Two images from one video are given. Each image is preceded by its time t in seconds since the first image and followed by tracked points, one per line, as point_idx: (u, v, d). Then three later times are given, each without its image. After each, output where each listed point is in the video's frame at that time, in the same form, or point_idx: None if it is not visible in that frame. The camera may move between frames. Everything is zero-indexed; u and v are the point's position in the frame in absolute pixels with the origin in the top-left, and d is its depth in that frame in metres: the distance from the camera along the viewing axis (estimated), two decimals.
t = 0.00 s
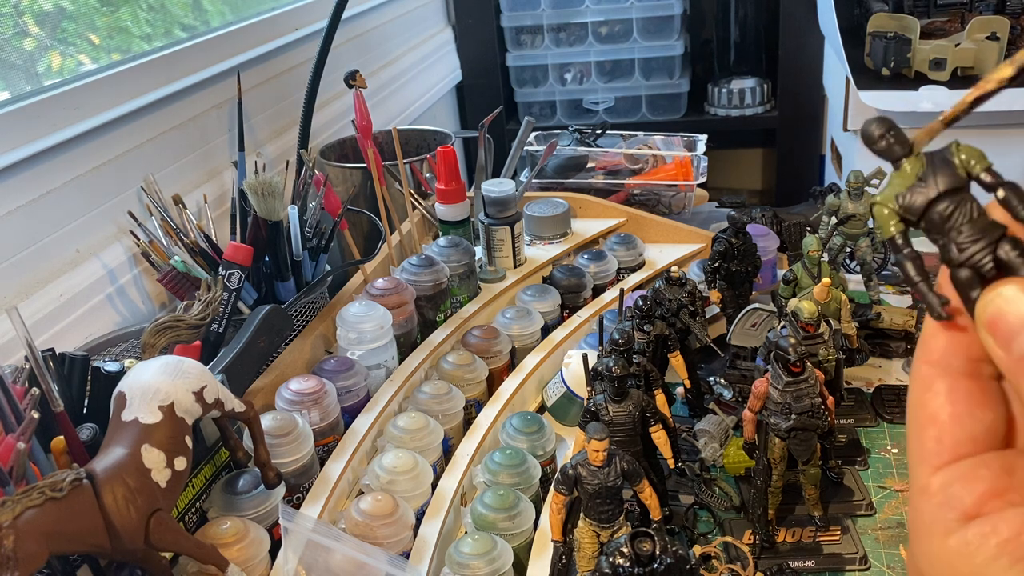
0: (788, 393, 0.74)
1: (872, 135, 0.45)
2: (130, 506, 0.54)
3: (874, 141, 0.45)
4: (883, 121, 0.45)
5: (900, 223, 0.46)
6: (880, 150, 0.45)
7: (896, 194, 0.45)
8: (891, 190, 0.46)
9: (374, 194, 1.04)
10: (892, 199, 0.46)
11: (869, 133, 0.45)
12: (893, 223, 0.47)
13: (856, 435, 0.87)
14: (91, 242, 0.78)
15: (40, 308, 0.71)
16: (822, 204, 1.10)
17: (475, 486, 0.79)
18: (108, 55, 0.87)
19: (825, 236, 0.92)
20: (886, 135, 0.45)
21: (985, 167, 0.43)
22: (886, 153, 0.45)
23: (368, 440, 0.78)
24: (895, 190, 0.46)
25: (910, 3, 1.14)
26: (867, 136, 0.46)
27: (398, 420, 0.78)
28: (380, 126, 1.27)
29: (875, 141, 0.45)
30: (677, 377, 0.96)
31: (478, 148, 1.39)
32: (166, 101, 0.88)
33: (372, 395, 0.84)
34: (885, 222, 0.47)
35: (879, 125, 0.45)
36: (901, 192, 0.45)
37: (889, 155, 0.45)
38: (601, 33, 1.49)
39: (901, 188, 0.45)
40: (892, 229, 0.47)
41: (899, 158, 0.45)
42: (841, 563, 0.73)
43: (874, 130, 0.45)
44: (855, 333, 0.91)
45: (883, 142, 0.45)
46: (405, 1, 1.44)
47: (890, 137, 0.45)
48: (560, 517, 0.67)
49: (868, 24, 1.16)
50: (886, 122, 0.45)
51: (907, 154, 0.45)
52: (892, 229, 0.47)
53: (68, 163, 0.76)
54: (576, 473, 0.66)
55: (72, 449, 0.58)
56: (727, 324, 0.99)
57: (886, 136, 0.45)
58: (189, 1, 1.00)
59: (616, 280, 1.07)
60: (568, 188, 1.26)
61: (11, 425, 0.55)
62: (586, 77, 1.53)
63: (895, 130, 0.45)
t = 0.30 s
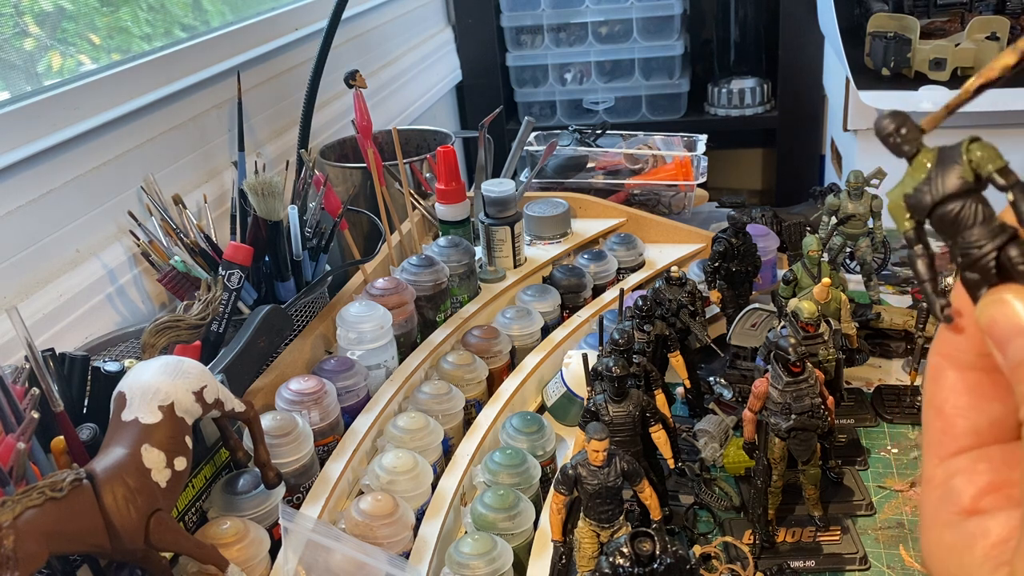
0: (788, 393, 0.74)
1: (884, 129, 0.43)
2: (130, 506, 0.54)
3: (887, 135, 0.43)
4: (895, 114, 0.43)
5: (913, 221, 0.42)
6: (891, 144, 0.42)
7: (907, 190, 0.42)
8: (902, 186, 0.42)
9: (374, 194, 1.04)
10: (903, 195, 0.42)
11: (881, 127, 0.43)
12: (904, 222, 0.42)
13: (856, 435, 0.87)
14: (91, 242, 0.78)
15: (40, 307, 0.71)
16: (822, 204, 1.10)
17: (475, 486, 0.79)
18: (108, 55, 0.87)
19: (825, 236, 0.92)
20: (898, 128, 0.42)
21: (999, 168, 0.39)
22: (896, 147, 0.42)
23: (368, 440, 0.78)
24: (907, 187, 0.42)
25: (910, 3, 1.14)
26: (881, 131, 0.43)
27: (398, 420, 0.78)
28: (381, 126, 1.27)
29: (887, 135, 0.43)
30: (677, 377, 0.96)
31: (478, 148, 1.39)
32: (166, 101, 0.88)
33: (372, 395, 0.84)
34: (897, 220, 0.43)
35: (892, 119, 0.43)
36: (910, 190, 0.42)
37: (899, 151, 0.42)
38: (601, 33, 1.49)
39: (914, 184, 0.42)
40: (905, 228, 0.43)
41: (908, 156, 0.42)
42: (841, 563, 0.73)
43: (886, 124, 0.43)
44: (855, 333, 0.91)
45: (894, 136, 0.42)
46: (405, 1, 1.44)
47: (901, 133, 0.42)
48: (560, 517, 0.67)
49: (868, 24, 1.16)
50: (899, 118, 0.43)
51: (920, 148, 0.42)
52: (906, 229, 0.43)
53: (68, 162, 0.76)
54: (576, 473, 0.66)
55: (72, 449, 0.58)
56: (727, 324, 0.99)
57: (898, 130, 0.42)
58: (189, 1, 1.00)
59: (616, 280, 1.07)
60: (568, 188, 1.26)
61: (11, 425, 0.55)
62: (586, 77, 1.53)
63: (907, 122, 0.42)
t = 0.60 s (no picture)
0: (788, 393, 0.74)
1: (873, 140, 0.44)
2: (130, 506, 0.54)
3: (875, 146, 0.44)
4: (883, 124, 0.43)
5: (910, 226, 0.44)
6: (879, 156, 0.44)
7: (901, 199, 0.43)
8: (898, 192, 0.44)
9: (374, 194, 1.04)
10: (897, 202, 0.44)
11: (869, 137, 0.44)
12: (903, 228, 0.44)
13: (856, 435, 0.87)
14: (91, 242, 0.78)
15: (40, 307, 0.71)
16: (821, 203, 1.10)
17: (475, 486, 0.79)
18: (108, 55, 0.87)
19: (825, 236, 0.92)
20: (884, 140, 0.43)
21: (983, 179, 0.40)
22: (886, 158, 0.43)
23: (368, 440, 0.78)
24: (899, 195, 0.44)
25: (910, 3, 1.14)
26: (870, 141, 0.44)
27: (398, 420, 0.78)
28: (380, 126, 1.27)
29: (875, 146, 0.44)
30: (677, 377, 0.96)
31: (477, 148, 1.39)
32: (166, 101, 0.88)
33: (372, 395, 0.84)
34: (897, 225, 0.45)
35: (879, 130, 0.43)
36: (902, 199, 0.43)
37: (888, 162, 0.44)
38: (601, 33, 1.49)
39: (908, 190, 0.43)
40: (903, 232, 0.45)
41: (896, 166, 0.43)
42: (841, 563, 0.73)
43: (873, 134, 0.44)
44: (855, 333, 0.91)
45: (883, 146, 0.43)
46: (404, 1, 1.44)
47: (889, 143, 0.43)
48: (560, 517, 0.67)
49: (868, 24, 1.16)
50: (887, 126, 0.43)
51: (907, 157, 0.43)
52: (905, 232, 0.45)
53: (68, 162, 0.76)
54: (576, 473, 0.66)
55: (72, 449, 0.58)
56: (727, 324, 0.99)
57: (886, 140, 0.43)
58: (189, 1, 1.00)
59: (616, 280, 1.07)
60: (568, 188, 1.26)
61: (11, 425, 0.55)
62: (586, 77, 1.53)
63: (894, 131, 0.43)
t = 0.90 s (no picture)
0: (788, 393, 0.74)
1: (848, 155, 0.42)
2: (130, 506, 0.54)
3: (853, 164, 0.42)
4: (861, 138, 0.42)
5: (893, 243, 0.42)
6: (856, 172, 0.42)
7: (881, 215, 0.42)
8: (878, 207, 0.42)
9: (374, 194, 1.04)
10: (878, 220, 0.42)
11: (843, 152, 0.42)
12: (887, 243, 0.42)
13: (856, 435, 0.87)
14: (91, 242, 0.78)
15: (40, 307, 0.71)
16: (821, 203, 1.10)
17: (475, 486, 0.79)
18: (108, 55, 0.87)
19: (825, 236, 0.92)
20: (859, 155, 0.42)
21: (961, 192, 0.38)
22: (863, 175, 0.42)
23: (368, 440, 0.78)
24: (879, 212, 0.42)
25: (910, 3, 1.14)
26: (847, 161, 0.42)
27: (398, 420, 0.78)
28: (380, 126, 1.27)
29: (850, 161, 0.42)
30: (677, 377, 0.96)
31: (477, 148, 1.39)
32: (166, 101, 0.88)
33: (372, 395, 0.84)
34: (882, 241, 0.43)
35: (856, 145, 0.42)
36: (882, 213, 0.41)
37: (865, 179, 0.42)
38: (601, 32, 1.49)
39: (886, 205, 0.41)
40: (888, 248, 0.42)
41: (872, 182, 0.42)
42: (841, 564, 0.73)
43: (848, 150, 0.42)
44: (855, 333, 0.91)
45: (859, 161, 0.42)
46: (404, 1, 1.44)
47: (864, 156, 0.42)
48: (560, 517, 0.67)
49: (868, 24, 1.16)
50: (862, 142, 0.42)
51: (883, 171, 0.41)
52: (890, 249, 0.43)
53: (68, 162, 0.76)
54: (576, 473, 0.66)
55: (72, 449, 0.58)
56: (727, 324, 0.99)
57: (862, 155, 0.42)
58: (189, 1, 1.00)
59: (616, 280, 1.07)
60: (568, 188, 1.26)
61: (11, 425, 0.55)
62: (586, 77, 1.53)
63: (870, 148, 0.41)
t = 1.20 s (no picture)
0: (788, 393, 0.74)
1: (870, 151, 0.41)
2: (130, 506, 0.54)
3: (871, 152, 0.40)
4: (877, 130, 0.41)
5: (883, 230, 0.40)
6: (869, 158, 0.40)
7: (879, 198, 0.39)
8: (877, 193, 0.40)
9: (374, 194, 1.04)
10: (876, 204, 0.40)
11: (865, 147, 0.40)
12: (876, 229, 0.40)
13: (856, 435, 0.87)
14: (91, 242, 0.78)
15: (40, 307, 0.71)
16: (821, 203, 1.10)
17: (475, 486, 0.79)
18: (108, 55, 0.87)
19: (825, 236, 0.92)
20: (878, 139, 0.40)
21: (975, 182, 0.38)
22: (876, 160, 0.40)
23: (368, 440, 0.78)
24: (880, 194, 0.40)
25: (910, 3, 1.14)
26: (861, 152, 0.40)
27: (398, 420, 0.78)
28: (380, 127, 1.27)
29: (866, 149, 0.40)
30: (677, 377, 0.96)
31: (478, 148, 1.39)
32: (166, 101, 0.88)
33: (372, 395, 0.84)
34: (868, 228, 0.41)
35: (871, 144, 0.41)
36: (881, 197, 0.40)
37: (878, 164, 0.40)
38: (601, 33, 1.49)
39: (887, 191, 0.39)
40: (871, 232, 0.40)
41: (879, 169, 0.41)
42: (841, 563, 0.73)
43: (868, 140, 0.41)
44: (855, 333, 0.91)
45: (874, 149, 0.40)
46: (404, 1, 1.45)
47: (882, 136, 0.43)
48: (560, 517, 0.67)
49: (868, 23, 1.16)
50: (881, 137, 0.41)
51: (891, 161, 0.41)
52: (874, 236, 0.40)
53: (68, 163, 0.76)
54: (576, 473, 0.66)
55: (72, 449, 0.58)
56: (727, 324, 0.99)
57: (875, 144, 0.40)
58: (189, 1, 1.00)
59: (616, 280, 1.07)
60: (568, 188, 1.26)
61: (11, 425, 0.55)
62: (586, 77, 1.53)
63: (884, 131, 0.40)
